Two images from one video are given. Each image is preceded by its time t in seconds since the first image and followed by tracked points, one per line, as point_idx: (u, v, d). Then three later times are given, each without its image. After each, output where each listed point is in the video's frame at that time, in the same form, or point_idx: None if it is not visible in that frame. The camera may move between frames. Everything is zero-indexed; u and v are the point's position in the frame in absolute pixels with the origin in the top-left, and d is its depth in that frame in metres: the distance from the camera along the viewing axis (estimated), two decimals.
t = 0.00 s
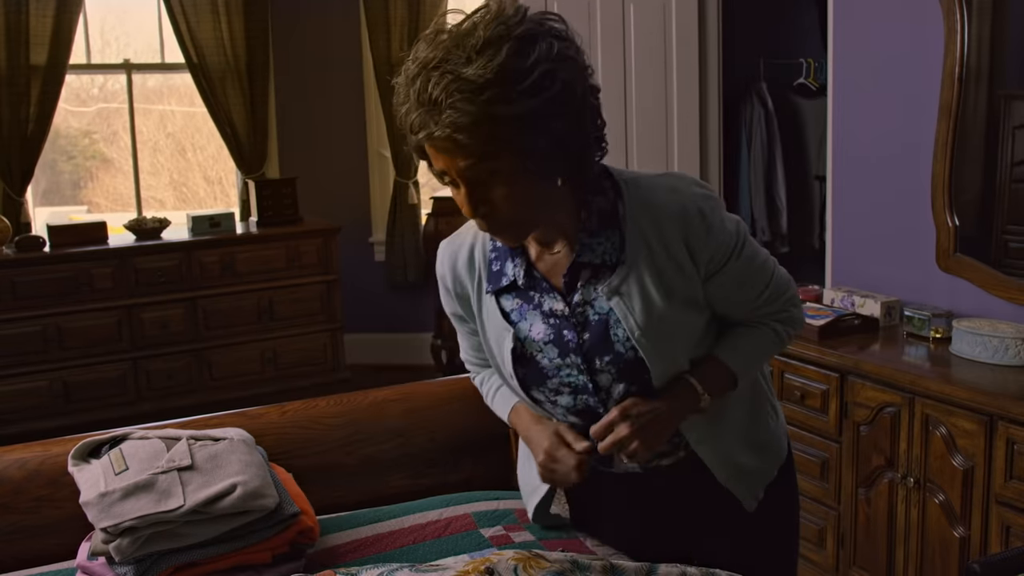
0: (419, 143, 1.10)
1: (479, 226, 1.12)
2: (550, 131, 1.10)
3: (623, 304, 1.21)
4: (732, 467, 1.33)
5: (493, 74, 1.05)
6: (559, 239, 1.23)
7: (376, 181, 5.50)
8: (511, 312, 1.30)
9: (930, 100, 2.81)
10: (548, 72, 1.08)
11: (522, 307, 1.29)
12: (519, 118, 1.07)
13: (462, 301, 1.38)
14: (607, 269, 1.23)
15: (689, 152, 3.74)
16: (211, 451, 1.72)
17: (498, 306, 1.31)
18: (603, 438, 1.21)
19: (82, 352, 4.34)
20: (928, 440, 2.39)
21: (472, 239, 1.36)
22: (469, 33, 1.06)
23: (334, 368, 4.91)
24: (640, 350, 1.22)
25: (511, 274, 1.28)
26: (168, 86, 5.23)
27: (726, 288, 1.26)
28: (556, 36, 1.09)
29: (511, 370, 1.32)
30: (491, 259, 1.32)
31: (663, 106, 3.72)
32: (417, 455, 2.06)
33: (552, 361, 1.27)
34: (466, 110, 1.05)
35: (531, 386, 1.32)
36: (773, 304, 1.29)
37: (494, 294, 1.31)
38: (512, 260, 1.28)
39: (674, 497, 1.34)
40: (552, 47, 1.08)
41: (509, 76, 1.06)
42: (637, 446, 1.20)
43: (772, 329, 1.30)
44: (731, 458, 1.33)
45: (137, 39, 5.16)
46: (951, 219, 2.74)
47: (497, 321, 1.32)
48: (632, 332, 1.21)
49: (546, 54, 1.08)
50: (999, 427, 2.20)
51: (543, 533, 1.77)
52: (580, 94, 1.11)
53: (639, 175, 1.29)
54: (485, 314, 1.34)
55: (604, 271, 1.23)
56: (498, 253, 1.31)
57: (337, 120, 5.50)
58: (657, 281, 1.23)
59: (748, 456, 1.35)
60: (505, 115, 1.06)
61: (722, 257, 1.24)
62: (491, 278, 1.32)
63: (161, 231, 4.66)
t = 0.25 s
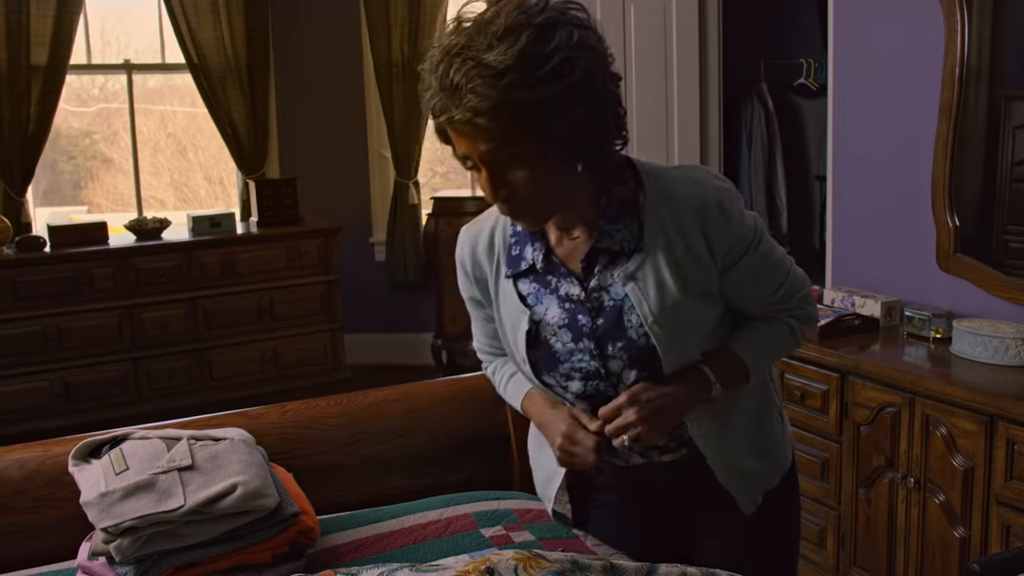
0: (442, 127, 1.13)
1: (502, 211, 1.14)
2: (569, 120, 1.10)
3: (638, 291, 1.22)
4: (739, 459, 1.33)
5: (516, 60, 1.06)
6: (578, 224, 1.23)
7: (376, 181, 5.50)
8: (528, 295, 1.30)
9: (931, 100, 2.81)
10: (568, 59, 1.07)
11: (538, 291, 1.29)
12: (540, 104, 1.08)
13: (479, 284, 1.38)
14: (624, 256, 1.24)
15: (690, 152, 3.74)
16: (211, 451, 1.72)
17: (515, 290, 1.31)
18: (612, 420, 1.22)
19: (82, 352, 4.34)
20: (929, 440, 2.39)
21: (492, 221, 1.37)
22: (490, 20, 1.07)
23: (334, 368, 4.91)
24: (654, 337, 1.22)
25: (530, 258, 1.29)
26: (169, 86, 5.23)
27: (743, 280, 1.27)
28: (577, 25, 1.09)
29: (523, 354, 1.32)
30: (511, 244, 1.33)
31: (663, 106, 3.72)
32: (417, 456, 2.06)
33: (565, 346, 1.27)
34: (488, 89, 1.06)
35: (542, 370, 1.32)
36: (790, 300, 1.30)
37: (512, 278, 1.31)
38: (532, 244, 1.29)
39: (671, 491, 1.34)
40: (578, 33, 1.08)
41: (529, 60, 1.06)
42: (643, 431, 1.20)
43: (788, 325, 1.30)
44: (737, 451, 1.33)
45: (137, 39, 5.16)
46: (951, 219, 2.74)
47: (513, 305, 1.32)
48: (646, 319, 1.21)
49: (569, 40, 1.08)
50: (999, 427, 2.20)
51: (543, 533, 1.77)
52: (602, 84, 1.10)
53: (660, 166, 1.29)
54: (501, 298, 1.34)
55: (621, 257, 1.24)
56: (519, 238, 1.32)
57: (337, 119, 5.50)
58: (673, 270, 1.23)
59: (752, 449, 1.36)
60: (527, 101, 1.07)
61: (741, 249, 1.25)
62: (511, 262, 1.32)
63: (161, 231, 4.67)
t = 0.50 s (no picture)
0: (477, 103, 1.18)
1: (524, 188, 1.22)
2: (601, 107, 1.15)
3: (662, 277, 1.26)
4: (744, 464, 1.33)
5: (550, 46, 1.10)
6: (607, 208, 1.29)
7: (376, 181, 5.51)
8: (554, 276, 1.34)
9: (930, 100, 2.81)
10: (598, 50, 1.11)
11: (564, 274, 1.33)
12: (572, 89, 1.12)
13: (505, 263, 1.42)
14: (648, 242, 1.28)
15: (690, 153, 3.74)
16: (212, 451, 1.72)
17: (541, 270, 1.36)
18: (625, 403, 1.25)
19: (82, 352, 4.34)
20: (929, 439, 2.39)
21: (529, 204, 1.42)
22: (530, 6, 1.12)
23: (334, 368, 4.90)
24: (674, 324, 1.26)
25: (559, 239, 1.34)
26: (169, 86, 5.24)
27: (765, 279, 1.30)
28: (615, 15, 1.12)
29: (542, 333, 1.35)
30: (542, 225, 1.38)
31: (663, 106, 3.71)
32: (417, 456, 2.06)
33: (584, 327, 1.30)
34: (518, 75, 1.12)
35: (559, 351, 1.34)
36: (811, 305, 1.33)
37: (541, 259, 1.36)
38: (562, 225, 1.34)
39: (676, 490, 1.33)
40: (615, 24, 1.11)
41: (559, 47, 1.10)
42: (654, 417, 1.24)
43: (806, 329, 1.33)
44: (744, 454, 1.33)
45: (137, 39, 5.17)
46: (952, 219, 2.74)
47: (538, 287, 1.36)
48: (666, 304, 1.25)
49: (605, 29, 1.11)
50: (999, 427, 2.20)
51: (542, 533, 1.77)
52: (635, 75, 1.14)
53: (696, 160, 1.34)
54: (527, 277, 1.39)
55: (646, 243, 1.28)
56: (549, 220, 1.37)
57: (336, 119, 5.50)
58: (697, 259, 1.27)
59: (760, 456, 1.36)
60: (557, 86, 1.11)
61: (766, 247, 1.28)
62: (540, 243, 1.37)
63: (161, 231, 4.67)
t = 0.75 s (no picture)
0: (531, 78, 1.33)
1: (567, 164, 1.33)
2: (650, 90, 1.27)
3: (696, 264, 1.33)
4: (755, 465, 1.38)
5: (605, 28, 1.24)
6: (648, 194, 1.38)
7: (375, 181, 5.51)
8: (589, 254, 1.42)
9: (930, 101, 2.81)
10: (650, 37, 1.24)
11: (600, 255, 1.41)
12: (623, 72, 1.24)
13: (542, 241, 1.51)
14: (686, 230, 1.36)
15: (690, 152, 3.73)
16: (212, 452, 1.72)
17: (578, 248, 1.44)
18: (651, 389, 1.32)
19: (82, 352, 4.35)
20: (929, 439, 2.39)
21: (571, 189, 1.51)
22: None
23: (334, 368, 4.90)
24: (703, 311, 1.33)
25: (600, 220, 1.42)
26: (169, 86, 5.24)
27: (797, 280, 1.38)
28: (671, 9, 1.26)
29: (571, 308, 1.43)
30: (584, 207, 1.47)
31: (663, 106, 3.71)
32: (417, 456, 2.06)
33: (613, 306, 1.37)
34: (574, 53, 1.25)
35: (585, 327, 1.42)
36: (839, 312, 1.41)
37: (580, 239, 1.44)
38: (604, 207, 1.43)
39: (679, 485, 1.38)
40: (668, 17, 1.25)
41: (614, 31, 1.24)
42: (676, 406, 1.31)
43: (832, 335, 1.41)
44: (757, 455, 1.38)
45: (137, 39, 5.17)
46: (952, 219, 2.75)
47: (572, 265, 1.44)
48: (698, 292, 1.32)
49: (658, 20, 1.24)
50: (999, 427, 2.20)
51: (542, 533, 1.77)
52: (685, 65, 1.27)
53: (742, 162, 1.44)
54: (563, 255, 1.47)
55: (684, 230, 1.37)
56: (592, 202, 1.46)
57: (336, 119, 5.50)
58: (733, 251, 1.35)
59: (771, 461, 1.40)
60: (609, 66, 1.24)
61: (801, 252, 1.37)
62: (580, 223, 1.46)
63: (161, 231, 4.67)
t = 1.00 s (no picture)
0: (582, 62, 1.40)
1: (609, 148, 1.40)
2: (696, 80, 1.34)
3: (727, 253, 1.40)
4: (765, 463, 1.42)
5: (659, 20, 1.31)
6: (685, 184, 1.45)
7: (375, 181, 5.48)
8: (623, 239, 1.49)
9: (930, 100, 2.81)
10: (698, 31, 1.31)
11: (633, 241, 1.47)
12: (671, 62, 1.31)
13: (576, 226, 1.57)
14: (720, 221, 1.43)
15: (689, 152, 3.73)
16: (211, 452, 1.72)
17: (611, 233, 1.51)
18: (665, 377, 1.36)
19: (82, 352, 4.34)
20: (929, 439, 2.39)
21: (613, 177, 1.58)
22: None
23: (334, 368, 4.90)
24: (729, 298, 1.40)
25: (635, 207, 1.49)
26: (168, 86, 5.24)
27: (822, 283, 1.44)
28: (723, 7, 1.33)
29: (599, 290, 1.49)
30: (621, 196, 1.53)
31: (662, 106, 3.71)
32: (417, 456, 2.06)
33: (642, 288, 1.44)
34: (626, 40, 1.33)
35: (610, 308, 1.48)
36: (858, 320, 1.46)
37: (613, 226, 1.51)
38: (640, 195, 1.49)
39: (683, 479, 1.42)
40: (719, 15, 1.32)
41: (666, 23, 1.32)
42: (690, 391, 1.35)
43: (852, 342, 1.45)
44: (766, 451, 1.42)
45: (137, 39, 5.17)
46: (951, 219, 2.75)
47: (603, 249, 1.50)
48: (727, 279, 1.39)
49: (709, 17, 1.32)
50: (999, 427, 2.20)
51: (542, 533, 1.77)
52: (731, 65, 1.34)
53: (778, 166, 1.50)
54: (595, 240, 1.54)
55: (718, 221, 1.43)
56: (629, 191, 1.52)
57: (335, 119, 5.50)
58: (764, 245, 1.41)
59: (778, 463, 1.44)
60: (659, 54, 1.32)
61: (827, 256, 1.44)
62: (615, 210, 1.52)
63: (161, 232, 4.67)
